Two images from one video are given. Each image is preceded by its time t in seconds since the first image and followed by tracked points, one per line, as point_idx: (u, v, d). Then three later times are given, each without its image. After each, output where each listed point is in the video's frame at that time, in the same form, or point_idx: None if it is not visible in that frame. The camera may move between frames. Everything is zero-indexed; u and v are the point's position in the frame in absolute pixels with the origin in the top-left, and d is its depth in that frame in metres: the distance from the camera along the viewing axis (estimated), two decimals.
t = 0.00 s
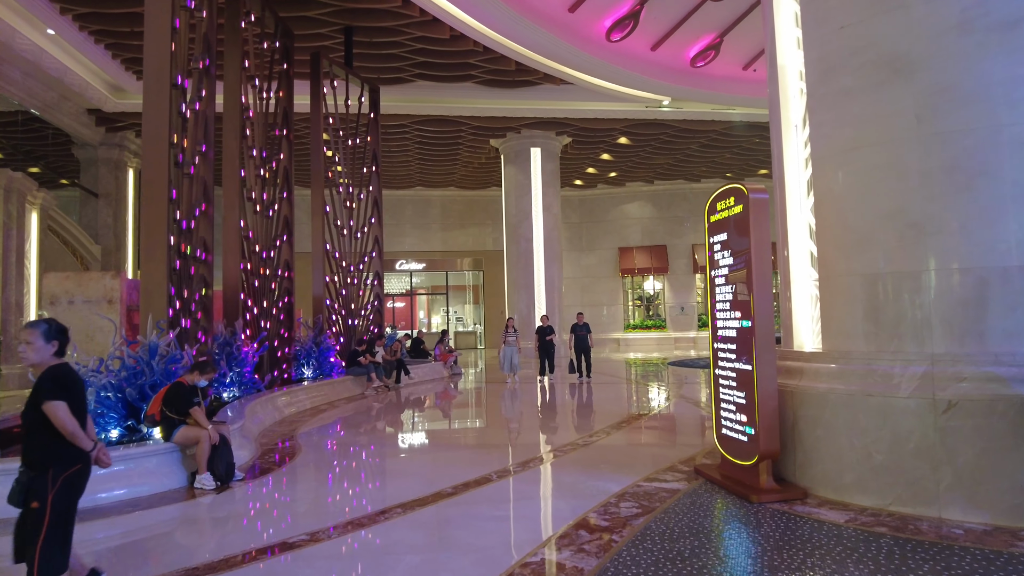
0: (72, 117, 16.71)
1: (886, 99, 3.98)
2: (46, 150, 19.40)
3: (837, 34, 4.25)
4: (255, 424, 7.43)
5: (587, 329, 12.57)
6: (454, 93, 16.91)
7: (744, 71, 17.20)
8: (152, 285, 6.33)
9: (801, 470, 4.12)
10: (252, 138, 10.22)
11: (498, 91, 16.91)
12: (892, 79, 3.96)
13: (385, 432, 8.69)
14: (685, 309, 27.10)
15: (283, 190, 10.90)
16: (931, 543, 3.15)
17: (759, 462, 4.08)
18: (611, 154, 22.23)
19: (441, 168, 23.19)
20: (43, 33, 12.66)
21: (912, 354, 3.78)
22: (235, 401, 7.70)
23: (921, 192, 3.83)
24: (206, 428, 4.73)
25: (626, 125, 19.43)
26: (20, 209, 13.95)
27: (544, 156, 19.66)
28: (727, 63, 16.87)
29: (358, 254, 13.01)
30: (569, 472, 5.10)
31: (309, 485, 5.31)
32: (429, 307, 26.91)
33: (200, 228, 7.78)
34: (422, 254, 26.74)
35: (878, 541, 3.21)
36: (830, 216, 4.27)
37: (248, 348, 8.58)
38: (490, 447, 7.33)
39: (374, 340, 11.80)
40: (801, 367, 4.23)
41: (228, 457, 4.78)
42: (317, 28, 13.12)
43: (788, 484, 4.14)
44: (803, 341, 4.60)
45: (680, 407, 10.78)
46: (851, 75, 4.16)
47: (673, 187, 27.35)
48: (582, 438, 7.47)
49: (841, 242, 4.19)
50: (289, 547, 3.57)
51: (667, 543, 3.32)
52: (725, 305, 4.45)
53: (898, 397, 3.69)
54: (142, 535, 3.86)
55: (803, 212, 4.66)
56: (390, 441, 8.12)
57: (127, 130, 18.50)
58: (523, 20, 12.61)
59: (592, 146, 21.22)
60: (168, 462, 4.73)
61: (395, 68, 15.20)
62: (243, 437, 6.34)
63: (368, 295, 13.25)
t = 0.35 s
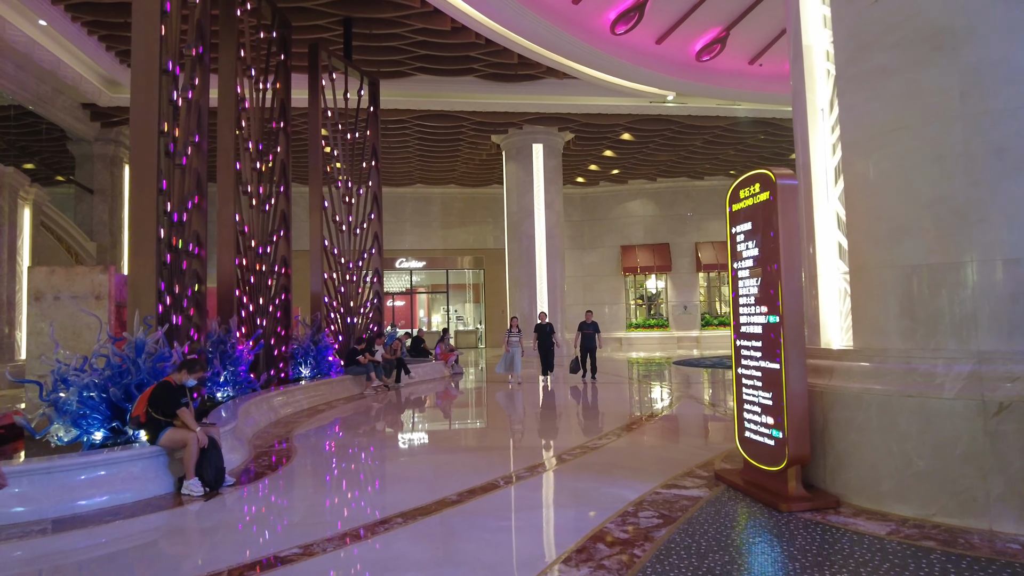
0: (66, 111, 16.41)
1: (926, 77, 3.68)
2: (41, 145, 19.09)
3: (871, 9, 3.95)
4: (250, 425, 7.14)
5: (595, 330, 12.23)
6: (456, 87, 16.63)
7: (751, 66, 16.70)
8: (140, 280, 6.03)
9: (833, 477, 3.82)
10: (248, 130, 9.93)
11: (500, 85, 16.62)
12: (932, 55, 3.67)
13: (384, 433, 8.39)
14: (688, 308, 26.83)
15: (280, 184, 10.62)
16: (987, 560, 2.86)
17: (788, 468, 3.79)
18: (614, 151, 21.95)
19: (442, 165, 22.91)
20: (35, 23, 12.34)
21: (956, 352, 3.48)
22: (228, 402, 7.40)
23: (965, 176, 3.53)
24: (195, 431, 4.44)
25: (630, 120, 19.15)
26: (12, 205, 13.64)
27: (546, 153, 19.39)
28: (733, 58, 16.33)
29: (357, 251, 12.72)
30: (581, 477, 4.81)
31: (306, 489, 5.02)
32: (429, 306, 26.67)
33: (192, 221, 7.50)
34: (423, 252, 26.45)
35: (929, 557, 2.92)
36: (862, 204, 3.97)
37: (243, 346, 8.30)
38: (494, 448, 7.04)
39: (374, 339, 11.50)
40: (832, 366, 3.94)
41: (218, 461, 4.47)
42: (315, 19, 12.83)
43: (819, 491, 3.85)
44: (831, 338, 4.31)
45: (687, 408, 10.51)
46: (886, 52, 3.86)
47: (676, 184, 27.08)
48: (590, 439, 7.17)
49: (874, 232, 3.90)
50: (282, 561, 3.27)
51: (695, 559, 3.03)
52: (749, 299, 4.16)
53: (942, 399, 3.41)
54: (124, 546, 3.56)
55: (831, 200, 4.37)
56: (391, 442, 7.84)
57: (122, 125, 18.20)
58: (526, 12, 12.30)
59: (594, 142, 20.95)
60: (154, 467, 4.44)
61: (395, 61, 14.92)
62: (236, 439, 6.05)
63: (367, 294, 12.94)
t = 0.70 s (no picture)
0: (56, 103, 16.04)
1: (969, 56, 3.40)
2: (32, 138, 18.73)
3: None
4: (242, 426, 6.86)
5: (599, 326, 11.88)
6: (455, 79, 16.33)
7: (754, 59, 16.21)
8: (124, 276, 5.72)
9: (866, 487, 3.56)
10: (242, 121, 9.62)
11: (500, 77, 16.32)
12: (977, 32, 3.39)
13: (382, 433, 8.11)
14: (689, 305, 26.60)
15: (275, 176, 10.33)
16: None
17: (818, 478, 3.52)
18: (615, 145, 21.66)
19: (440, 159, 22.60)
20: (23, 12, 11.99)
21: (1003, 354, 3.21)
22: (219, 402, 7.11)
23: (1012, 164, 3.26)
24: (181, 435, 4.16)
25: (632, 114, 18.87)
26: None
27: (547, 147, 19.11)
28: (737, 51, 15.79)
29: (354, 247, 12.41)
30: (591, 484, 4.53)
31: (300, 495, 4.74)
32: (427, 303, 26.58)
33: (183, 214, 7.21)
34: (421, 248, 26.15)
35: None
36: (896, 194, 3.70)
37: (236, 344, 8.01)
38: (496, 450, 6.77)
39: (371, 336, 11.18)
40: (865, 367, 3.67)
41: (205, 468, 4.19)
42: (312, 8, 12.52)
43: (851, 503, 3.57)
44: (859, 337, 4.05)
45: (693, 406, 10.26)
46: (925, 29, 3.58)
47: (677, 180, 26.81)
48: (595, 441, 6.90)
49: (909, 224, 3.63)
50: None
51: None
52: (774, 296, 3.89)
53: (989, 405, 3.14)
54: (102, 562, 3.27)
55: (860, 190, 4.10)
56: (390, 442, 7.58)
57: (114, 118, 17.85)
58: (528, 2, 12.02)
59: (595, 136, 20.66)
60: (136, 474, 4.15)
61: (394, 52, 14.62)
62: (226, 442, 5.76)
63: (365, 290, 12.63)
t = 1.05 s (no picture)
0: (43, 93, 15.65)
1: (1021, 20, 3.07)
2: (19, 129, 18.33)
3: None
4: (229, 426, 6.54)
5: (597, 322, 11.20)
6: (452, 68, 15.98)
7: (758, 48, 15.92)
8: (100, 267, 5.38)
9: (905, 495, 3.26)
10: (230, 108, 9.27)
11: (497, 66, 15.97)
12: None
13: (377, 431, 7.79)
14: (688, 300, 26.32)
15: (266, 165, 9.99)
16: None
17: (851, 485, 3.22)
18: (614, 137, 21.32)
19: (437, 151, 22.24)
20: None
21: None
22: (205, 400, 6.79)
23: None
24: (155, 438, 3.82)
25: (632, 105, 18.52)
26: None
27: (545, 139, 18.76)
28: (740, 41, 15.57)
29: (348, 240, 12.06)
30: (601, 488, 4.22)
31: (287, 500, 4.42)
32: (423, 298, 26.20)
33: (166, 202, 6.88)
34: (417, 242, 25.82)
35: None
36: (935, 175, 3.38)
37: (223, 339, 7.68)
38: (497, 448, 6.47)
39: (366, 331, 10.82)
40: (902, 363, 3.36)
41: (182, 473, 3.86)
42: None
43: (887, 513, 3.27)
44: (890, 330, 3.75)
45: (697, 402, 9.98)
46: None
47: (676, 173, 26.50)
48: (601, 438, 6.60)
49: (951, 207, 3.30)
50: None
51: None
52: (800, 286, 3.58)
53: None
54: None
55: (891, 171, 3.78)
56: (385, 440, 7.26)
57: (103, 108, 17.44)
58: None
59: (594, 128, 20.33)
60: (107, 481, 3.82)
61: (389, 39, 14.27)
62: (210, 443, 5.44)
63: (359, 283, 12.28)
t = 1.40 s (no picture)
0: (31, 87, 15.29)
1: None
2: (8, 125, 17.96)
3: None
4: (217, 432, 6.22)
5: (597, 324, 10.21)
6: (450, 62, 15.67)
7: (761, 42, 15.59)
8: (77, 265, 5.05)
9: (955, 515, 2.96)
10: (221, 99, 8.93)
11: (496, 59, 15.65)
12: None
13: (374, 433, 7.49)
14: (689, 298, 26.03)
15: (258, 160, 9.68)
16: None
17: (896, 503, 2.92)
18: (615, 133, 21.02)
19: (434, 148, 21.92)
20: None
21: None
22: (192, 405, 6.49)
23: None
24: (131, 451, 3.51)
25: (633, 100, 18.23)
26: None
27: (545, 134, 18.45)
28: (744, 34, 15.27)
29: (344, 237, 11.73)
30: (616, 501, 3.91)
31: (277, 513, 4.11)
32: (421, 296, 25.90)
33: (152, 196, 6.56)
34: (415, 240, 25.50)
35: None
36: (986, 162, 3.08)
37: (213, 340, 7.35)
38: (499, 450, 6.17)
39: (363, 331, 10.45)
40: (950, 369, 3.06)
41: (160, 488, 3.55)
42: None
43: (936, 534, 2.97)
44: (931, 332, 3.45)
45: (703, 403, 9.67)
46: None
47: (677, 170, 26.20)
48: (608, 440, 6.31)
49: (1003, 197, 3.00)
50: None
51: None
52: (836, 284, 3.27)
53: None
54: None
55: (932, 159, 3.48)
56: (382, 444, 6.95)
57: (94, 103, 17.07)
58: None
59: (594, 124, 20.02)
60: (78, 497, 3.50)
61: (386, 32, 13.94)
62: (195, 451, 5.12)
63: (354, 282, 11.94)
